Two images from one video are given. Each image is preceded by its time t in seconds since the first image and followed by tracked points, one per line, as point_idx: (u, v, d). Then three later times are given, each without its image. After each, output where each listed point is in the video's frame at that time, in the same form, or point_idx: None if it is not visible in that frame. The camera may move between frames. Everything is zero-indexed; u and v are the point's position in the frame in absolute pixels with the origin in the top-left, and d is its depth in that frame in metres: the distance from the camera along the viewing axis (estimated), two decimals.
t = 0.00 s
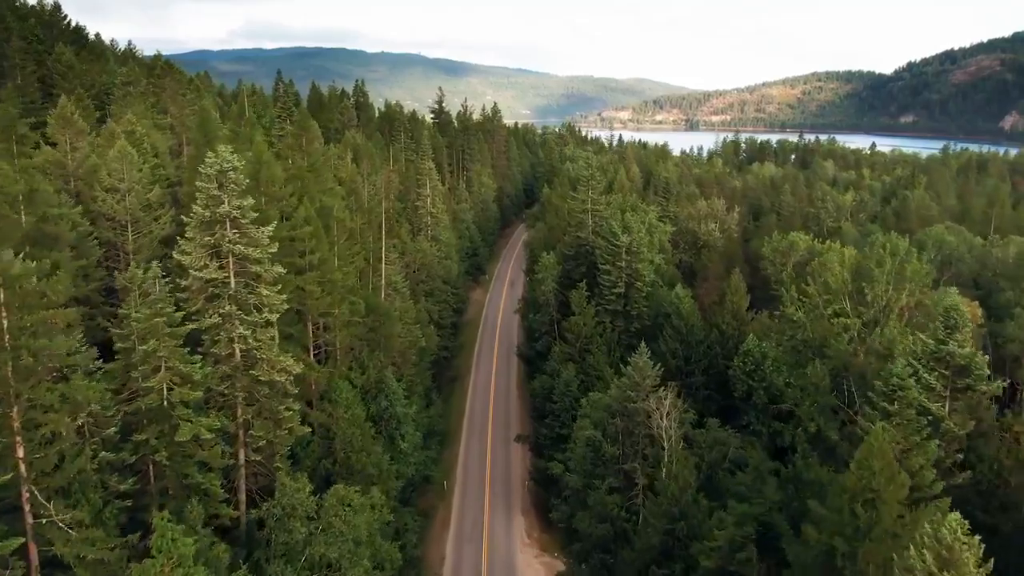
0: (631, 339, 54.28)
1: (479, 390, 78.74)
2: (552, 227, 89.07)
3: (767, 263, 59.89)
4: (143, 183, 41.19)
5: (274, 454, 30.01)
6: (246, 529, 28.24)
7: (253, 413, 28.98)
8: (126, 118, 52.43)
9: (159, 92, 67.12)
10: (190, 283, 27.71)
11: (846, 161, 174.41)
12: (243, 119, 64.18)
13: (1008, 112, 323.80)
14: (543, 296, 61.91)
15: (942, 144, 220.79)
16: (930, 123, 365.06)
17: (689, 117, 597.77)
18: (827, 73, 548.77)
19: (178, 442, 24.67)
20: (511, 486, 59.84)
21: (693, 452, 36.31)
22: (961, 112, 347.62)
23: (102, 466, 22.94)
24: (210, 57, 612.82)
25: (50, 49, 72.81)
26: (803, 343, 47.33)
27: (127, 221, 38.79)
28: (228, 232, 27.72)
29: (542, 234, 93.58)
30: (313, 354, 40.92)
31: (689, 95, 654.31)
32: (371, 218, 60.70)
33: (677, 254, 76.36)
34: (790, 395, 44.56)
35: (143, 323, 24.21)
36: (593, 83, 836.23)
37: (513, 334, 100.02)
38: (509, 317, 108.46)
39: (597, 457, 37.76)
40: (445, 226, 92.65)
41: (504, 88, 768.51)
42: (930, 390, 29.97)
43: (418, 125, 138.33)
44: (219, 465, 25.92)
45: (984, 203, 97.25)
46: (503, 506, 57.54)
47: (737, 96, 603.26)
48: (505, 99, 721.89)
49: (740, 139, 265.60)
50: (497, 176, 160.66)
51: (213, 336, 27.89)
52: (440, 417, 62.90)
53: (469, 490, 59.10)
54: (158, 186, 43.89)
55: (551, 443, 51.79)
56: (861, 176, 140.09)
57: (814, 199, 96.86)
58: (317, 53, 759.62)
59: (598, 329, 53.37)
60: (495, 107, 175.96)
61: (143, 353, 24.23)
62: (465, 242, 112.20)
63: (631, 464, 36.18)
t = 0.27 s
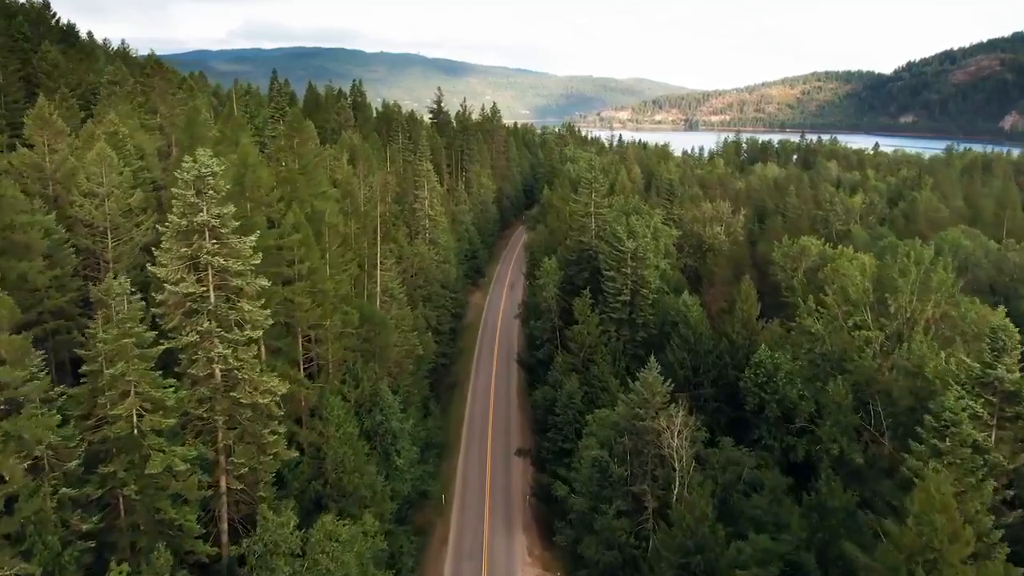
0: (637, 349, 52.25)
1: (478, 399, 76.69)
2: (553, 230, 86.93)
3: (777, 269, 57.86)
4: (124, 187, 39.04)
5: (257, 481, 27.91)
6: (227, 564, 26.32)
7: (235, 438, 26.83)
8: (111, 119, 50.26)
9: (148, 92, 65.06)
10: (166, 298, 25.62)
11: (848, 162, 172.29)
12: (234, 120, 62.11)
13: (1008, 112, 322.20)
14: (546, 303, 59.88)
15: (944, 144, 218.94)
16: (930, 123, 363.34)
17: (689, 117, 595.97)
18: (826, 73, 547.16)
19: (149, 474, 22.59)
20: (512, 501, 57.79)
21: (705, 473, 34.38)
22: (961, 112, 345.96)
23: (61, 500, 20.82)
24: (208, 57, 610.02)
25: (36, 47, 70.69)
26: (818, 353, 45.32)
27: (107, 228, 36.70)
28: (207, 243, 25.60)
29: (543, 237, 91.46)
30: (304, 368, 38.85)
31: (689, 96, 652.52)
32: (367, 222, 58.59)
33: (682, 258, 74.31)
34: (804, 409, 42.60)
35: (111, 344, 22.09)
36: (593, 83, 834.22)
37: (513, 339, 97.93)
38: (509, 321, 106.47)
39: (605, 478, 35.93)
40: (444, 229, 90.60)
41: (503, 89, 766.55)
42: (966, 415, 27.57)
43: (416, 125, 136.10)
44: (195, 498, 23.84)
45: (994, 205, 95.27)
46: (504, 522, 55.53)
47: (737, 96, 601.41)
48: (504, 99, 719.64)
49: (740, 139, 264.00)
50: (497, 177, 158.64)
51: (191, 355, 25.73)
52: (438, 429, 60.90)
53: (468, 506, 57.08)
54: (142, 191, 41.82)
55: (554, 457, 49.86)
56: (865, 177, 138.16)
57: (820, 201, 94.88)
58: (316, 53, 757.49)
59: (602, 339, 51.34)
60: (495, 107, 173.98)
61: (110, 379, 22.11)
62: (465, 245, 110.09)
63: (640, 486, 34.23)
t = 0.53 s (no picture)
0: (644, 361, 49.85)
1: (478, 409, 74.33)
2: (555, 233, 84.51)
3: (789, 276, 55.48)
4: (100, 193, 36.55)
5: (234, 518, 25.44)
6: None
7: (209, 471, 24.36)
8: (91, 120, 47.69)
9: (134, 91, 62.57)
10: (132, 318, 23.08)
11: (851, 163, 170.01)
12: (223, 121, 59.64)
13: (1009, 112, 320.18)
14: (548, 311, 57.50)
15: (947, 144, 216.66)
16: (930, 123, 361.54)
17: (688, 117, 593.63)
18: (826, 72, 545.06)
19: (107, 519, 20.11)
20: (513, 518, 55.44)
21: (722, 501, 32.01)
22: (961, 112, 344.09)
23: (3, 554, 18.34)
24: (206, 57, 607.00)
25: (19, 45, 68.17)
26: (836, 366, 42.98)
27: (79, 237, 34.21)
28: (177, 257, 23.02)
29: (544, 240, 89.05)
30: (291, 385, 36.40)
31: (688, 95, 650.10)
32: (362, 228, 56.15)
33: (688, 262, 71.97)
34: (823, 426, 40.24)
35: (63, 375, 19.54)
36: (592, 83, 831.93)
37: (514, 345, 95.58)
38: (509, 325, 104.19)
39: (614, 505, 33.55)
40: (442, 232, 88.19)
41: (502, 88, 763.86)
42: None
43: (414, 125, 133.56)
44: (161, 543, 21.37)
45: (1006, 207, 92.94)
46: (504, 540, 53.19)
47: (736, 96, 599.44)
48: (503, 98, 717.09)
49: (741, 139, 261.65)
50: (496, 178, 156.25)
51: (160, 382, 23.16)
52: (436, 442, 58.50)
53: (468, 523, 54.73)
54: (120, 196, 39.35)
55: (558, 475, 47.50)
56: (870, 178, 135.85)
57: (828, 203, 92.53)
58: (314, 53, 754.55)
59: (608, 350, 48.97)
60: (494, 107, 171.56)
61: (62, 414, 19.57)
62: (463, 248, 107.70)
63: (652, 515, 31.82)
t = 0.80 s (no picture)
0: (650, 372, 47.82)
1: (477, 418, 72.30)
2: (556, 237, 82.47)
3: (801, 282, 53.44)
4: (75, 198, 34.39)
5: (211, 556, 23.30)
6: None
7: (182, 507, 22.20)
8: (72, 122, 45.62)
9: (120, 91, 60.39)
10: (97, 340, 20.93)
11: (854, 163, 167.93)
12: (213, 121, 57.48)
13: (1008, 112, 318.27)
14: (550, 320, 55.45)
15: (949, 144, 214.58)
16: (930, 123, 359.87)
17: (688, 117, 591.51)
18: (826, 72, 543.05)
19: (61, 570, 17.93)
20: (513, 535, 53.44)
21: (739, 529, 29.98)
22: (961, 112, 342.27)
23: None
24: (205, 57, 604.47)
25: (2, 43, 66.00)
26: (853, 380, 41.02)
27: (52, 246, 32.05)
28: (147, 271, 20.89)
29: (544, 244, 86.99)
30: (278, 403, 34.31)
31: (687, 95, 647.84)
32: (357, 233, 54.10)
33: (694, 267, 69.94)
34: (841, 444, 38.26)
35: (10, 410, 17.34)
36: (591, 82, 829.81)
37: (514, 350, 93.68)
38: (509, 330, 102.24)
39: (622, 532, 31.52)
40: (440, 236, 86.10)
41: (501, 88, 761.65)
42: None
43: (412, 125, 131.40)
44: None
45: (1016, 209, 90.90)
46: (504, 558, 51.19)
47: (735, 96, 597.47)
48: (502, 99, 715.00)
49: (741, 139, 259.59)
50: (495, 179, 154.15)
51: (127, 411, 20.99)
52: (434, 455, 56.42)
53: (466, 540, 52.74)
54: (98, 202, 37.20)
55: (561, 493, 45.43)
56: (875, 179, 133.84)
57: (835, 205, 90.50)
58: (312, 53, 752.14)
59: (613, 361, 46.91)
60: (493, 107, 169.45)
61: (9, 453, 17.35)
62: (462, 251, 105.63)
63: (663, 544, 29.76)
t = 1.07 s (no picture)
0: (657, 385, 45.76)
1: (477, 427, 70.31)
2: (558, 240, 80.35)
3: (814, 290, 51.35)
4: (48, 204, 32.29)
5: None
6: None
7: (150, 550, 20.11)
8: (52, 123, 43.49)
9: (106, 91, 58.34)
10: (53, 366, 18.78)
11: (858, 164, 165.68)
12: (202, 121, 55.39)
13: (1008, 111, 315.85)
14: (553, 328, 53.40)
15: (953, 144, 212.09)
16: (930, 123, 357.45)
17: (687, 117, 589.33)
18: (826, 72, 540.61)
19: None
20: (513, 552, 51.49)
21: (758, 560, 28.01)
22: (961, 112, 340.08)
23: None
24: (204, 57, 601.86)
25: None
26: (873, 396, 39.03)
27: (22, 256, 29.96)
28: (109, 290, 18.73)
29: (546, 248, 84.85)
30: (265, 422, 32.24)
31: (687, 95, 645.61)
32: (352, 238, 51.97)
33: (700, 272, 67.87)
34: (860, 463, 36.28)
35: None
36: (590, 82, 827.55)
37: (514, 355, 91.57)
38: (509, 334, 100.19)
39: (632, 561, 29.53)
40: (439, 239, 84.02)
41: (500, 88, 759.50)
42: None
43: (410, 126, 129.19)
44: None
45: None
46: None
47: (734, 96, 594.87)
48: (501, 98, 712.51)
49: (743, 138, 257.40)
50: (495, 180, 152.00)
51: (87, 445, 18.87)
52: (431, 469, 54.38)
53: (465, 558, 50.78)
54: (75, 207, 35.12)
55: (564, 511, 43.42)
56: (880, 180, 131.70)
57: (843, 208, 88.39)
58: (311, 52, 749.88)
59: (619, 373, 44.87)
60: (493, 106, 167.27)
61: None
62: (461, 253, 103.59)
63: None
